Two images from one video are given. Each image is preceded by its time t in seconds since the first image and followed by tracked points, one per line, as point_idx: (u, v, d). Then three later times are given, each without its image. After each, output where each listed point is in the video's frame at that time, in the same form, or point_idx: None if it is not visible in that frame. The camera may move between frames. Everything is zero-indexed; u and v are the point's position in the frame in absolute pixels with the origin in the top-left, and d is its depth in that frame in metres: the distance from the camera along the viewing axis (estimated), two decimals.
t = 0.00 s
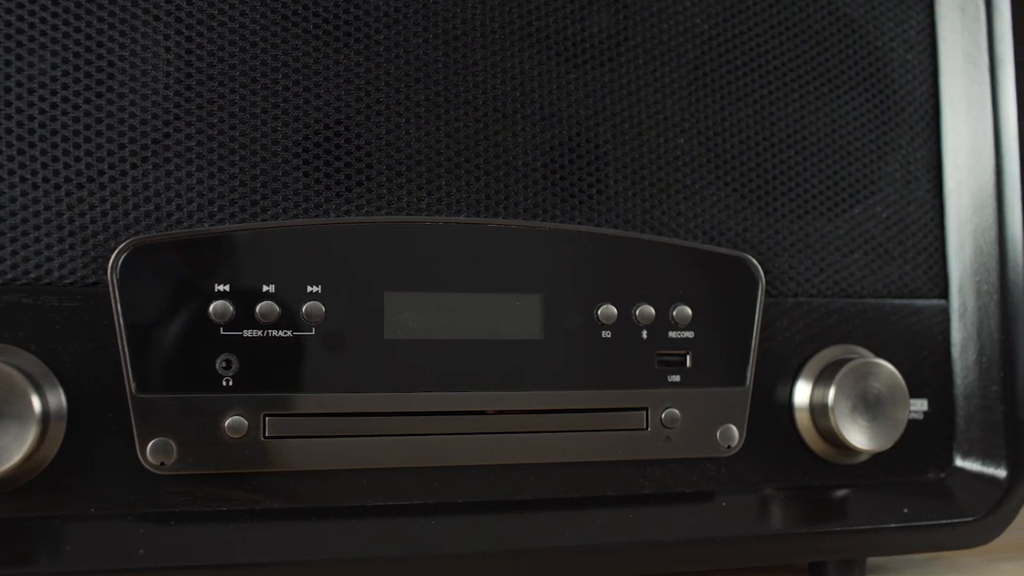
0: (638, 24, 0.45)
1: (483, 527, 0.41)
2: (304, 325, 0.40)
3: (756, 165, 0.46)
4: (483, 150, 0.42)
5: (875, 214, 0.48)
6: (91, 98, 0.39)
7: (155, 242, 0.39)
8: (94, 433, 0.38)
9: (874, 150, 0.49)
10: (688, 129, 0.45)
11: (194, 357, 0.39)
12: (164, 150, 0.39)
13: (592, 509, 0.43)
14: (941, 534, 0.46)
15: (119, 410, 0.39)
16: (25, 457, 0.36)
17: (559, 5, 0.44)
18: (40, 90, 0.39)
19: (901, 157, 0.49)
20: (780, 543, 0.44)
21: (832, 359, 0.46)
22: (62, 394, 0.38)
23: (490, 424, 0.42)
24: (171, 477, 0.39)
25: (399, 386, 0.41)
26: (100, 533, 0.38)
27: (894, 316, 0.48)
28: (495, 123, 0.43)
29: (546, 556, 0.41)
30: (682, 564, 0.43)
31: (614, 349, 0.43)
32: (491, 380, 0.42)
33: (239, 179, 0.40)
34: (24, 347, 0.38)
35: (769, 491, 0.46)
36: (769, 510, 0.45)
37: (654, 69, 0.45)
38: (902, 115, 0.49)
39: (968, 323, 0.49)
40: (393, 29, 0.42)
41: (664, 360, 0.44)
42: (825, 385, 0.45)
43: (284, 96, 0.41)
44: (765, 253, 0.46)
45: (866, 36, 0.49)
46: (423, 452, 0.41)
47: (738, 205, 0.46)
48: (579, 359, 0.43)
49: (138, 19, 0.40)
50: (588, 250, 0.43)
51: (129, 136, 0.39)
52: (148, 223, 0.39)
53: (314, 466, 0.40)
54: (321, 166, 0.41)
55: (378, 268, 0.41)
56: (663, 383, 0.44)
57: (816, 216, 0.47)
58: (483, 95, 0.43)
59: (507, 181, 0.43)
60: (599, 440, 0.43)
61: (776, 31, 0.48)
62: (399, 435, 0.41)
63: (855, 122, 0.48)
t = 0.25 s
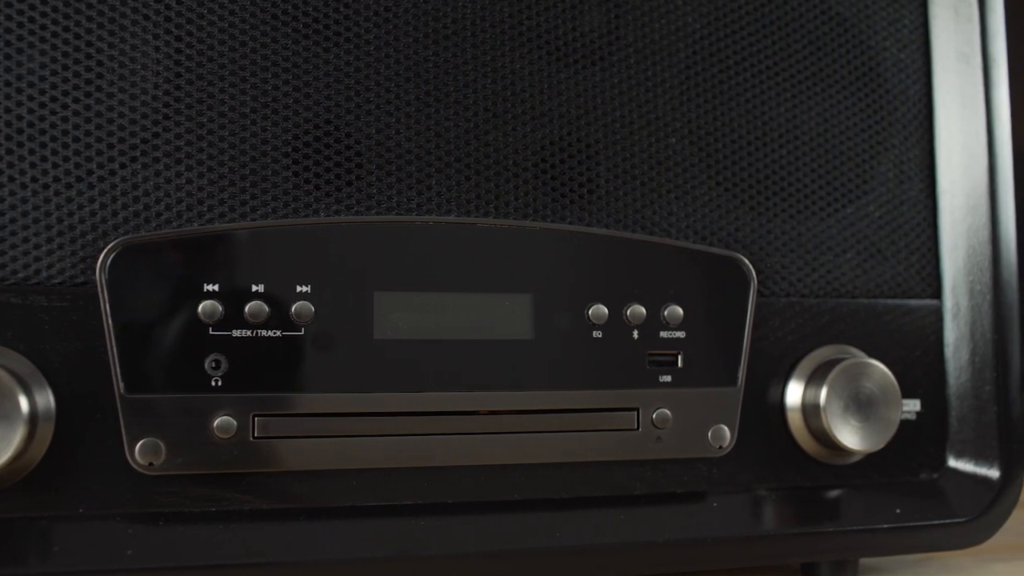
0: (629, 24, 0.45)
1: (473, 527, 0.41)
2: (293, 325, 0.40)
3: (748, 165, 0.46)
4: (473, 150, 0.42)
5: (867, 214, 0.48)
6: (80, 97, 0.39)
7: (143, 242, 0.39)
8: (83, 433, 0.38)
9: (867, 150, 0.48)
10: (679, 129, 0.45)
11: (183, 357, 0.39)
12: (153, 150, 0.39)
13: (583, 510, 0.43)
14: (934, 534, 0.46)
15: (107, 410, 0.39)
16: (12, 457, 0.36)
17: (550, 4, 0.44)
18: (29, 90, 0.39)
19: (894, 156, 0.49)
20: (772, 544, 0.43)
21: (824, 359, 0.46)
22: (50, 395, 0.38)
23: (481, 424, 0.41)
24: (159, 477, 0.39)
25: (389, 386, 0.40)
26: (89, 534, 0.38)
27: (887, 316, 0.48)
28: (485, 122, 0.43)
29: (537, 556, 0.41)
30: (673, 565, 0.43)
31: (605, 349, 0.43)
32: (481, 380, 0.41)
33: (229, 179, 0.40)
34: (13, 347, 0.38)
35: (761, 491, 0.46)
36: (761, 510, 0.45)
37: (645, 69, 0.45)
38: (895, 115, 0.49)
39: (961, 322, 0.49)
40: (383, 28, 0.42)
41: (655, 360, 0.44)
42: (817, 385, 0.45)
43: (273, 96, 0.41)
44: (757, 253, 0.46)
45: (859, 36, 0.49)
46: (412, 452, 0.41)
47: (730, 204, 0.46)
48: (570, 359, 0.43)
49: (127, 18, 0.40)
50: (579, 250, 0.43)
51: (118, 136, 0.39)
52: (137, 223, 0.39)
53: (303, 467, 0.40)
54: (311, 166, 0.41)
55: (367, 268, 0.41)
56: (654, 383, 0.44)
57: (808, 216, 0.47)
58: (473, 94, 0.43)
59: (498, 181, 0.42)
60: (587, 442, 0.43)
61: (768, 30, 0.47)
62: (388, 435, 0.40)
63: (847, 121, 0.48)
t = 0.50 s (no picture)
0: (621, 23, 0.45)
1: (463, 528, 0.41)
2: (282, 325, 0.40)
3: (740, 164, 0.46)
4: (463, 149, 0.42)
5: (860, 213, 0.48)
6: (68, 97, 0.39)
7: (132, 242, 0.39)
8: (71, 433, 0.38)
9: (859, 149, 0.48)
10: (670, 128, 0.45)
11: (171, 357, 0.39)
12: (142, 149, 0.39)
13: (573, 510, 0.43)
14: (927, 535, 0.46)
15: (95, 410, 0.39)
16: None
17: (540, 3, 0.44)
18: (18, 89, 0.38)
19: (886, 155, 0.49)
20: (764, 545, 0.43)
21: (816, 359, 0.46)
22: (38, 395, 0.38)
23: (471, 424, 0.41)
24: (148, 478, 0.39)
25: (378, 386, 0.40)
26: (77, 534, 0.37)
27: (880, 316, 0.48)
28: (475, 121, 0.42)
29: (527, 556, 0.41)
30: (665, 566, 0.42)
31: (596, 349, 0.43)
32: (471, 380, 0.41)
33: (218, 178, 0.40)
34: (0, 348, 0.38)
35: (753, 492, 0.46)
36: (753, 511, 0.45)
37: (636, 68, 0.45)
38: (887, 114, 0.49)
39: (954, 322, 0.49)
40: (373, 28, 0.42)
41: (646, 359, 0.44)
42: (808, 385, 0.45)
43: (262, 95, 0.40)
44: (749, 252, 0.46)
45: (851, 35, 0.49)
46: (402, 452, 0.41)
47: (721, 204, 0.46)
48: (560, 359, 0.42)
49: (115, 17, 0.39)
50: (570, 250, 0.43)
51: (106, 135, 0.39)
52: (125, 222, 0.39)
53: (292, 467, 0.40)
54: (301, 166, 0.41)
55: (357, 268, 0.41)
56: (645, 383, 0.44)
57: (800, 215, 0.47)
58: (464, 93, 0.42)
59: (488, 181, 0.42)
60: (581, 441, 0.43)
61: (759, 30, 0.47)
62: (378, 435, 0.40)
63: (839, 121, 0.48)
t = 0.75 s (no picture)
0: (612, 22, 0.45)
1: (454, 528, 0.41)
2: (271, 325, 0.40)
3: (732, 164, 0.46)
4: (454, 149, 0.42)
5: (853, 213, 0.48)
6: (57, 96, 0.39)
7: (121, 241, 0.39)
8: (60, 433, 0.38)
9: (852, 148, 0.48)
10: (662, 128, 0.45)
11: (161, 357, 0.39)
12: (131, 149, 0.39)
13: (564, 510, 0.43)
14: (919, 535, 0.46)
15: (84, 410, 0.38)
16: None
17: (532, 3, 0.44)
18: (6, 89, 0.38)
19: (879, 155, 0.49)
20: (756, 545, 0.43)
21: (808, 359, 0.46)
22: (27, 395, 0.38)
23: (461, 424, 0.41)
24: (137, 478, 0.39)
25: (368, 386, 0.40)
26: (65, 534, 0.37)
27: (873, 315, 0.48)
28: (466, 121, 0.42)
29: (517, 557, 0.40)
30: (656, 566, 0.42)
31: (587, 349, 0.43)
32: (462, 380, 0.41)
33: (207, 178, 0.40)
34: None
35: (746, 492, 0.46)
36: (746, 511, 0.44)
37: (627, 68, 0.45)
38: (880, 113, 0.49)
39: (947, 322, 0.49)
40: (364, 27, 0.42)
41: (637, 359, 0.44)
42: (800, 385, 0.45)
43: (252, 94, 0.40)
44: (741, 252, 0.46)
45: (845, 34, 0.49)
46: (392, 453, 0.41)
47: (713, 203, 0.45)
48: (551, 360, 0.42)
49: (105, 17, 0.39)
50: (561, 250, 0.43)
51: (95, 135, 0.39)
52: (114, 222, 0.39)
53: (282, 467, 0.40)
54: (290, 165, 0.40)
55: (347, 268, 0.41)
56: (636, 383, 0.44)
57: (792, 215, 0.47)
58: (454, 93, 0.42)
59: (479, 180, 0.42)
60: (564, 442, 0.43)
61: (752, 29, 0.47)
62: (368, 435, 0.40)
63: (832, 120, 0.48)
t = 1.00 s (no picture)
0: (604, 21, 0.45)
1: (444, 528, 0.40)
2: (260, 325, 0.40)
3: (724, 163, 0.46)
4: (444, 148, 0.42)
5: (845, 212, 0.48)
6: (45, 95, 0.39)
7: (109, 241, 0.38)
8: (48, 433, 0.38)
9: (844, 148, 0.48)
10: (653, 127, 0.45)
11: (149, 357, 0.39)
12: (120, 148, 0.39)
13: (555, 511, 0.42)
14: (912, 536, 0.46)
15: (72, 410, 0.38)
16: None
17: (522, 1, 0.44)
18: None
19: (872, 154, 0.49)
20: (747, 545, 0.43)
21: (800, 359, 0.46)
22: (15, 395, 0.37)
23: (451, 425, 0.41)
24: (125, 478, 0.39)
25: (357, 386, 0.40)
26: (54, 535, 0.37)
27: (865, 315, 0.48)
28: (456, 120, 0.42)
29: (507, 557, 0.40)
30: (647, 567, 0.42)
31: (578, 349, 0.43)
32: (451, 380, 0.41)
33: (196, 177, 0.40)
34: None
35: (738, 492, 0.45)
36: (737, 512, 0.44)
37: (619, 67, 0.45)
38: (873, 112, 0.49)
39: (940, 322, 0.48)
40: (354, 26, 0.42)
41: (628, 360, 0.44)
42: (792, 385, 0.44)
43: (241, 93, 0.40)
44: (732, 252, 0.46)
45: (837, 33, 0.49)
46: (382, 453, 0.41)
47: (705, 203, 0.45)
48: (541, 360, 0.42)
49: (93, 16, 0.39)
50: (551, 249, 0.43)
51: (84, 134, 0.39)
52: (103, 221, 0.39)
53: (271, 468, 0.39)
54: (279, 165, 0.40)
55: (337, 267, 0.41)
56: (627, 383, 0.43)
57: (784, 215, 0.47)
58: (444, 92, 0.42)
59: (469, 180, 0.42)
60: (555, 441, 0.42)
61: (745, 28, 0.47)
62: (358, 436, 0.40)
63: (825, 119, 0.48)
